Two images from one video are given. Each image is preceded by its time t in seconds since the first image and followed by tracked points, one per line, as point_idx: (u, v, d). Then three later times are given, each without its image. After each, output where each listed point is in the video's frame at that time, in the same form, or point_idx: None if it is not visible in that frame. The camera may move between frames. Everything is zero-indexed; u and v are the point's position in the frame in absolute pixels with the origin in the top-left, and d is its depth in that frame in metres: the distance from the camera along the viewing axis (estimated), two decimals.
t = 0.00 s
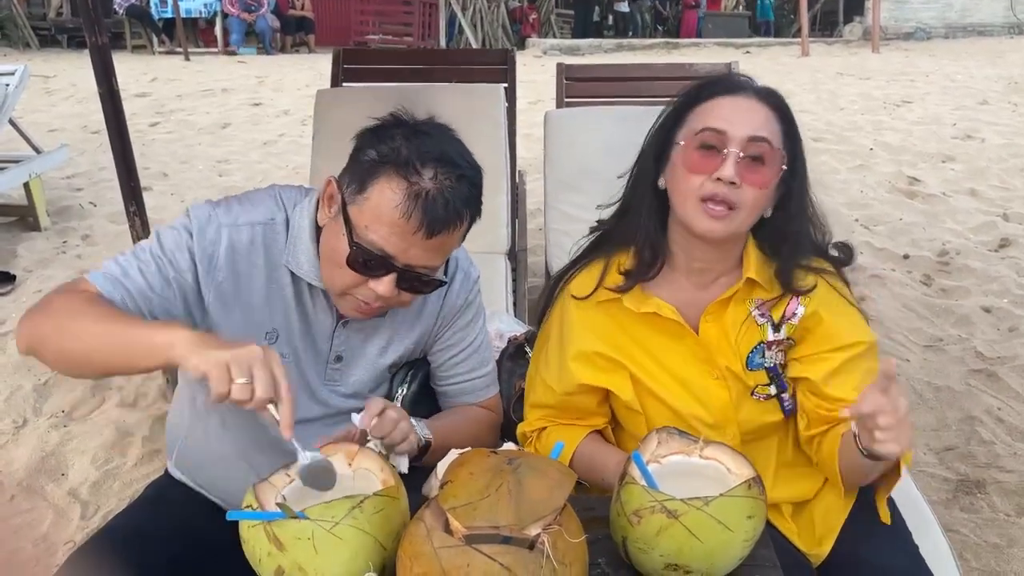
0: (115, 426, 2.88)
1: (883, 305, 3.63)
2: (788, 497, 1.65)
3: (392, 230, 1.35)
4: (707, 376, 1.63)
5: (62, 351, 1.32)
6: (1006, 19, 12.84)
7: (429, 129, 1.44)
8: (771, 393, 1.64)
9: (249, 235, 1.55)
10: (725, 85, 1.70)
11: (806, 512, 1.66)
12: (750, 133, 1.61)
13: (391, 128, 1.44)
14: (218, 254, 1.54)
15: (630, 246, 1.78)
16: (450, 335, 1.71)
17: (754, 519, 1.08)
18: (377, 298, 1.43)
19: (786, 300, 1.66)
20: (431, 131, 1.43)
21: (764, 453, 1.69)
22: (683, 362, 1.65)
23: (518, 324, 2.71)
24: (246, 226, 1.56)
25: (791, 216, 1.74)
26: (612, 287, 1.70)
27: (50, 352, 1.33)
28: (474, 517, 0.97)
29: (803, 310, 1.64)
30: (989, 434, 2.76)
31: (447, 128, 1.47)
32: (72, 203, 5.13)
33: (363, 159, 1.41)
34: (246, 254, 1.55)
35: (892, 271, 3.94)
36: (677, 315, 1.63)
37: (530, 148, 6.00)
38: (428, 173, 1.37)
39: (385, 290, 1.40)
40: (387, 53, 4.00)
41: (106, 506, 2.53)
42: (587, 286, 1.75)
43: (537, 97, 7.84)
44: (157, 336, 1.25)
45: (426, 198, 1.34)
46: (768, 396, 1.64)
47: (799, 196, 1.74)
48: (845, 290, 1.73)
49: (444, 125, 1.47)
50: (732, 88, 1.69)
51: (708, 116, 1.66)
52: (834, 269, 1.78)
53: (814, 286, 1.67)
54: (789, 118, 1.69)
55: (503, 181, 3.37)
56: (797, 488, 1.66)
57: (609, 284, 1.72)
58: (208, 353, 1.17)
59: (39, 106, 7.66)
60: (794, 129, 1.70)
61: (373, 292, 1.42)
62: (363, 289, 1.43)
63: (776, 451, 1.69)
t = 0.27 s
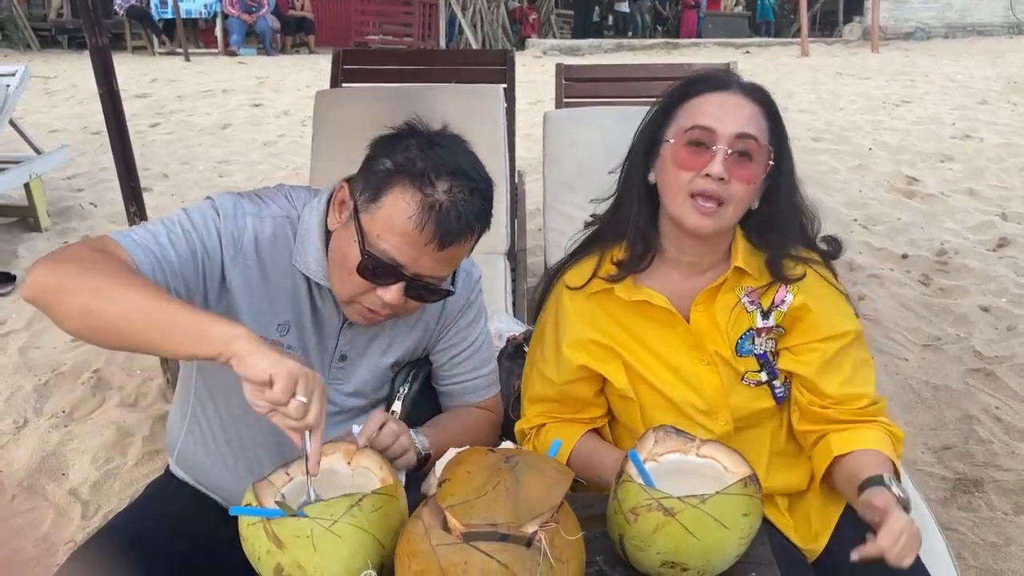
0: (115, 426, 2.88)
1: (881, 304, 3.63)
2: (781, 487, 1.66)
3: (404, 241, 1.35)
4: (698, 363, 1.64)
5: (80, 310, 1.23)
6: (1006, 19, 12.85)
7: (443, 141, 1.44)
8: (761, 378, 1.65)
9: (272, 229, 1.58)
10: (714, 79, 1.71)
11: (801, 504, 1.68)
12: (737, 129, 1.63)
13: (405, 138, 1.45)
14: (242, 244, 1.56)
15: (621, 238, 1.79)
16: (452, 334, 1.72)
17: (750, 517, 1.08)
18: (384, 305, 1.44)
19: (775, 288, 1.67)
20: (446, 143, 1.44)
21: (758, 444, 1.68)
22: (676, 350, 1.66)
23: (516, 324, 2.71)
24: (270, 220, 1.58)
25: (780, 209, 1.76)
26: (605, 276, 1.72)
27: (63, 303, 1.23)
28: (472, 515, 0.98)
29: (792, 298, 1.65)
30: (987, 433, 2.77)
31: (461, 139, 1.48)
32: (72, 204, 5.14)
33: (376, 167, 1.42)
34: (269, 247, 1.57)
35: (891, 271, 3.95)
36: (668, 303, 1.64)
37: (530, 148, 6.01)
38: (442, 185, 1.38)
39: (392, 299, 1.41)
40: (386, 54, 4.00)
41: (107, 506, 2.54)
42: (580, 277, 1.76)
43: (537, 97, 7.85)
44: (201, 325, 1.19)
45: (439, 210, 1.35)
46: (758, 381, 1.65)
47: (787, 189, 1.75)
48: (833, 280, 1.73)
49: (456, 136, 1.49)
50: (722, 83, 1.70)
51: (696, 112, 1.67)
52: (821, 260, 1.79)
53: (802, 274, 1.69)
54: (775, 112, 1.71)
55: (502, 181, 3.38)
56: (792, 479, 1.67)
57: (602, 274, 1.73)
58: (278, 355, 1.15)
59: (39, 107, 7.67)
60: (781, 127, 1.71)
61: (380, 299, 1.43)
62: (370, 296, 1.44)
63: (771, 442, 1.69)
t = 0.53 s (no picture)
0: (115, 426, 2.90)
1: (878, 304, 3.65)
2: (775, 488, 1.67)
3: (410, 257, 1.37)
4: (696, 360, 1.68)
5: (107, 280, 1.26)
6: (1004, 19, 12.87)
7: (457, 159, 1.45)
8: (758, 376, 1.66)
9: (293, 229, 1.61)
10: (711, 75, 1.73)
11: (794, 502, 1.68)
12: (734, 122, 1.65)
13: (416, 152, 1.46)
14: (264, 242, 1.59)
15: (621, 235, 1.79)
16: (454, 336, 1.73)
17: (743, 514, 1.10)
18: (388, 316, 1.46)
19: (769, 285, 1.68)
20: (459, 161, 1.45)
21: (756, 442, 1.70)
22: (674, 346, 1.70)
23: (515, 324, 2.73)
24: (291, 220, 1.62)
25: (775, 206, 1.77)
26: (607, 267, 1.75)
27: (90, 273, 1.26)
28: (467, 512, 0.99)
29: (784, 295, 1.66)
30: (983, 431, 2.78)
31: (473, 156, 1.49)
32: (72, 205, 5.16)
33: (387, 180, 1.43)
34: (289, 244, 1.60)
35: (888, 271, 3.96)
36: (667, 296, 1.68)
37: (528, 149, 6.03)
38: (452, 204, 1.39)
39: (396, 311, 1.43)
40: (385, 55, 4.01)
41: (107, 506, 2.55)
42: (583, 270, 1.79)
43: (536, 99, 7.86)
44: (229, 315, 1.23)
45: (448, 227, 1.36)
46: (755, 379, 1.66)
47: (784, 183, 1.78)
48: (830, 278, 1.74)
49: (469, 152, 1.49)
50: (718, 81, 1.72)
51: (691, 108, 1.69)
52: (816, 255, 1.80)
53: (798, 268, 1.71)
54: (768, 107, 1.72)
55: (500, 182, 3.39)
56: (785, 479, 1.68)
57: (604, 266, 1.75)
58: (313, 365, 1.18)
59: (39, 109, 7.69)
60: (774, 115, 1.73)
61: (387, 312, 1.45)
62: (376, 307, 1.47)
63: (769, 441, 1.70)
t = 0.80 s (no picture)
0: (114, 427, 2.91)
1: (874, 304, 3.66)
2: (772, 489, 1.68)
3: (406, 263, 1.39)
4: (702, 363, 1.68)
5: (110, 266, 1.30)
6: (1001, 20, 12.88)
7: (457, 166, 1.46)
8: (763, 381, 1.67)
9: (296, 227, 1.63)
10: (712, 82, 1.72)
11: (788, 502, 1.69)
12: (734, 133, 1.65)
13: (417, 158, 1.48)
14: (267, 239, 1.61)
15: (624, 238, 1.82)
16: (452, 336, 1.75)
17: (732, 512, 1.11)
18: (382, 320, 1.48)
19: (773, 290, 1.68)
20: (458, 169, 1.46)
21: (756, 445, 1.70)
22: (679, 348, 1.71)
23: (511, 324, 2.74)
24: (295, 218, 1.63)
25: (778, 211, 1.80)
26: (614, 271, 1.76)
27: (97, 258, 1.30)
28: (460, 510, 1.00)
29: (788, 299, 1.67)
30: (977, 431, 2.79)
31: (473, 165, 1.50)
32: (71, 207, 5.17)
33: (385, 184, 1.45)
34: (292, 242, 1.62)
35: (884, 272, 3.98)
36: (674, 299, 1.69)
37: (526, 150, 6.04)
38: (449, 212, 1.40)
39: (389, 315, 1.45)
40: (383, 57, 4.03)
41: (106, 506, 2.56)
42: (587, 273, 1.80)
43: (534, 100, 7.88)
44: (229, 310, 1.25)
45: (445, 235, 1.38)
46: (760, 384, 1.67)
47: (784, 189, 1.80)
48: (830, 279, 1.75)
49: (468, 159, 1.51)
50: (717, 88, 1.71)
51: (689, 117, 1.69)
52: (815, 256, 1.81)
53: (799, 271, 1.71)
54: (767, 117, 1.72)
55: (498, 183, 3.40)
56: (779, 479, 1.69)
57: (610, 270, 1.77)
58: (312, 362, 1.20)
59: (38, 111, 7.70)
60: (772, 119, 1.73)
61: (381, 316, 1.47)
62: (370, 312, 1.48)
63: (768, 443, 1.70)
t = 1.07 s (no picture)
0: (115, 427, 2.94)
1: (869, 304, 3.69)
2: (767, 491, 1.71)
3: (406, 259, 1.41)
4: (706, 375, 1.69)
5: (109, 266, 1.32)
6: (999, 21, 12.91)
7: (456, 167, 1.49)
8: (767, 392, 1.69)
9: (296, 226, 1.65)
10: (718, 92, 1.73)
11: (781, 501, 1.73)
12: (741, 144, 1.66)
13: (418, 158, 1.50)
14: (266, 238, 1.63)
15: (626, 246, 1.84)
16: (448, 334, 1.77)
17: (723, 505, 1.14)
18: (381, 315, 1.51)
19: (777, 301, 1.70)
20: (458, 169, 1.48)
21: (758, 451, 1.72)
22: (683, 359, 1.71)
23: (509, 324, 2.77)
24: (295, 218, 1.66)
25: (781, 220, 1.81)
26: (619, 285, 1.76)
27: (95, 257, 1.33)
28: (456, 503, 1.03)
29: (793, 310, 1.68)
30: (970, 429, 2.82)
31: (474, 166, 1.53)
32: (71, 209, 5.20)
33: (387, 184, 1.48)
34: (292, 241, 1.64)
35: (879, 272, 4.01)
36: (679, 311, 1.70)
37: (524, 152, 6.07)
38: (449, 211, 1.43)
39: (388, 310, 1.47)
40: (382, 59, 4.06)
41: (108, 504, 2.59)
42: (590, 283, 1.81)
43: (532, 102, 7.91)
44: (225, 310, 1.27)
45: (444, 233, 1.41)
46: (764, 395, 1.69)
47: (789, 197, 1.81)
48: (832, 284, 1.77)
49: (469, 161, 1.53)
50: (724, 97, 1.72)
51: (695, 126, 1.71)
52: (819, 263, 1.83)
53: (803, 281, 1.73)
54: (774, 128, 1.73)
55: (496, 185, 3.43)
56: (774, 480, 1.72)
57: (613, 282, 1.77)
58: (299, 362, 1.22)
59: (38, 113, 7.73)
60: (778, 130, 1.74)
61: (379, 309, 1.50)
62: (370, 307, 1.51)
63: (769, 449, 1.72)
